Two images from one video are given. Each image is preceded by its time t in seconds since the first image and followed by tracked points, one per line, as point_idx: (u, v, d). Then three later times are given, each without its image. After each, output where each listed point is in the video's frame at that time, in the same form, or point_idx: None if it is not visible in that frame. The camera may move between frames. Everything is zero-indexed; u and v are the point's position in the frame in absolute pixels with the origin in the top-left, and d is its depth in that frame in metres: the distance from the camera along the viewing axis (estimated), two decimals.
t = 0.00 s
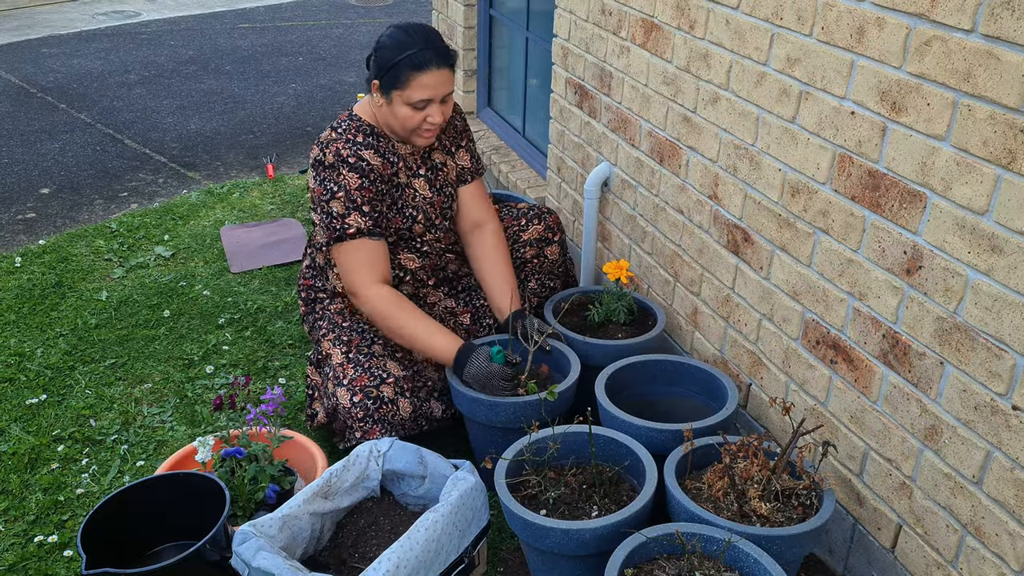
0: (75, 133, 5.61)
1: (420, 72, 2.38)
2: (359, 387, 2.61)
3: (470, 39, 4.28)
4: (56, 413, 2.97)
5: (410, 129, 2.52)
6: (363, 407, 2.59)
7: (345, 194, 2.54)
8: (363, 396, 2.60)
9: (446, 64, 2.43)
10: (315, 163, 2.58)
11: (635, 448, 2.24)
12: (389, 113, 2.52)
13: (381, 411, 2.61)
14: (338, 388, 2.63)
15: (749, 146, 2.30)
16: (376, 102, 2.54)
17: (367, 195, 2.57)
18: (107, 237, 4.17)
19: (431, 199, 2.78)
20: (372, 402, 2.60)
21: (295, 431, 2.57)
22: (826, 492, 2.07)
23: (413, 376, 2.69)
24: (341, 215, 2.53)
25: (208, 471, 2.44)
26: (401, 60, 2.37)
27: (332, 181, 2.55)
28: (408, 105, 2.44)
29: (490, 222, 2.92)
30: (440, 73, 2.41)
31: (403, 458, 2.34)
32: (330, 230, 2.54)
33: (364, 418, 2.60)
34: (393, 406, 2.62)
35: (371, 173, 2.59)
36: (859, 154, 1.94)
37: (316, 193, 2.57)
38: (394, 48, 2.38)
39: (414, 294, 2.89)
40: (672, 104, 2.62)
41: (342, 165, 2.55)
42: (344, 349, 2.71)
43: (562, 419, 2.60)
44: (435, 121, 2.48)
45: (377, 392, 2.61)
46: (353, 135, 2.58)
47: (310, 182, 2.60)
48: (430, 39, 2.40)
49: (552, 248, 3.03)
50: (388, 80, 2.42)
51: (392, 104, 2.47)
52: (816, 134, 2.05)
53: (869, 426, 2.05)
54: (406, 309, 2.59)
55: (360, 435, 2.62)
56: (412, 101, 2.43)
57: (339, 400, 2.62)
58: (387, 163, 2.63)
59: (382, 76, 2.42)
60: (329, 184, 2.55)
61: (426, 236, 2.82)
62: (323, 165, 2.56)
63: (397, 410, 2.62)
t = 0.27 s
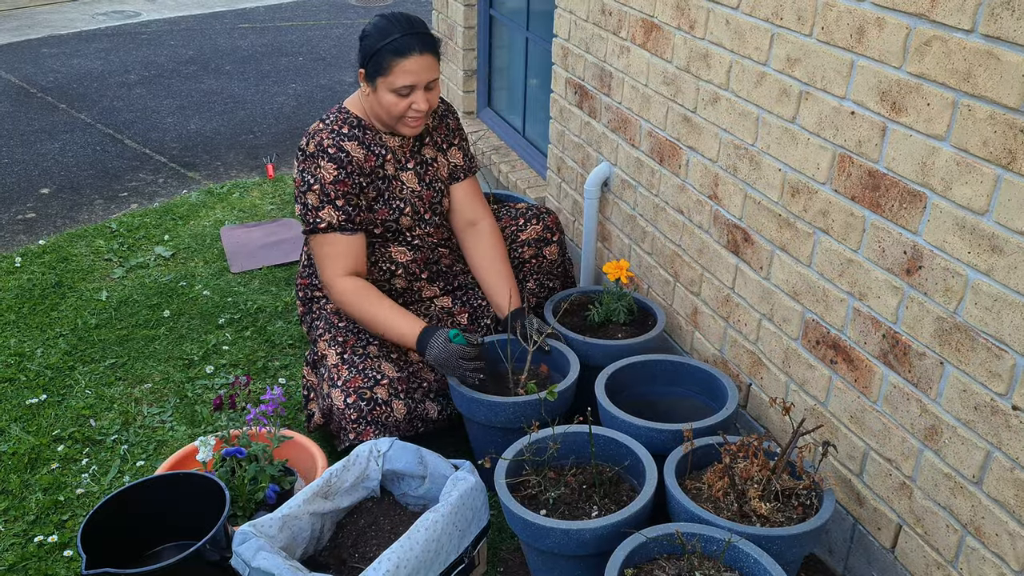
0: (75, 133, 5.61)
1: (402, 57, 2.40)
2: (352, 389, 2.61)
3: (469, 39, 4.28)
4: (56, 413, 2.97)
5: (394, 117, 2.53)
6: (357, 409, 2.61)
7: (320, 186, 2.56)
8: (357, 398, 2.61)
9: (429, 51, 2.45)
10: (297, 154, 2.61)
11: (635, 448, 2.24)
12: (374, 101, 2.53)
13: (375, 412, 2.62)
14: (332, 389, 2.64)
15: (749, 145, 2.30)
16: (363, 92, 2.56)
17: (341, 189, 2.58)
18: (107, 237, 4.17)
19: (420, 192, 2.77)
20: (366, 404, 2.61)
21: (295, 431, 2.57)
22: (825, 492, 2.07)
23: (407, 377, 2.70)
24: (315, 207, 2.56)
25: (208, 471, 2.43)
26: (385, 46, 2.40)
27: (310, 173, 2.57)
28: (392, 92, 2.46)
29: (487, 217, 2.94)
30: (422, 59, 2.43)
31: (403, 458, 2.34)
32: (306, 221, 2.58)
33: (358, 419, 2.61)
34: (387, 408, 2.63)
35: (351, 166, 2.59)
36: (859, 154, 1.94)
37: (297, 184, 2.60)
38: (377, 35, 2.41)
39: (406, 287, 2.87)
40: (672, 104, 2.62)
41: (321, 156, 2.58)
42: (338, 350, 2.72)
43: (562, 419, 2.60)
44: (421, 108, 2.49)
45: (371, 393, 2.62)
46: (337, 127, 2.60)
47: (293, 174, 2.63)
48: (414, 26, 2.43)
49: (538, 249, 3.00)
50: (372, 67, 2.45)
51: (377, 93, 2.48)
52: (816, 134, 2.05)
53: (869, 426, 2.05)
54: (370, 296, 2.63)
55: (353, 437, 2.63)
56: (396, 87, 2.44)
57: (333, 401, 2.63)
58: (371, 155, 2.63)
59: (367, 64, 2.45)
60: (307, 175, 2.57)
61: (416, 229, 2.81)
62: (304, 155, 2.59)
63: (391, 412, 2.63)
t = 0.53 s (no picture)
0: (75, 133, 5.61)
1: (395, 52, 2.42)
2: (353, 387, 2.62)
3: (469, 39, 4.28)
4: (56, 413, 2.97)
5: (390, 113, 2.54)
6: (357, 407, 2.61)
7: (309, 180, 2.57)
8: (358, 396, 2.61)
9: (423, 46, 2.46)
10: (292, 148, 2.63)
11: (635, 448, 2.24)
12: (369, 97, 2.54)
13: (375, 410, 2.62)
14: (332, 387, 2.64)
15: (749, 146, 2.30)
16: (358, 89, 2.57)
17: (330, 183, 2.58)
18: (107, 237, 4.17)
19: (415, 187, 2.76)
20: (366, 402, 2.61)
21: (295, 431, 2.57)
22: (826, 492, 2.07)
23: (407, 376, 2.71)
24: (304, 201, 2.58)
25: (208, 471, 2.43)
26: (379, 42, 2.41)
27: (301, 166, 2.59)
28: (387, 88, 2.47)
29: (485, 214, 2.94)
30: (416, 55, 2.44)
31: (403, 458, 2.34)
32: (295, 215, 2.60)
33: (357, 418, 2.61)
34: (387, 406, 2.63)
35: (342, 160, 2.59)
36: (859, 154, 1.94)
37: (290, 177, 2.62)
38: (371, 32, 2.43)
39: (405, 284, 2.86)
40: (672, 104, 2.62)
41: (312, 150, 2.58)
42: (338, 348, 2.72)
43: (561, 419, 2.60)
44: (416, 104, 2.50)
45: (371, 392, 2.62)
46: (332, 122, 2.61)
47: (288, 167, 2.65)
48: (407, 22, 2.44)
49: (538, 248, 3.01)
50: (367, 64, 2.46)
51: (372, 89, 2.50)
52: (816, 134, 2.05)
53: (869, 426, 2.05)
54: (345, 285, 2.65)
55: (352, 436, 2.63)
56: (390, 83, 2.46)
57: (333, 399, 2.63)
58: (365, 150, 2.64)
59: (361, 61, 2.46)
60: (298, 169, 2.59)
61: (413, 225, 2.81)
62: (297, 149, 2.61)
63: (391, 410, 2.63)
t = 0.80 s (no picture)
0: (75, 133, 5.61)
1: (393, 50, 2.42)
2: (352, 389, 2.61)
3: (469, 39, 4.28)
4: (56, 413, 2.97)
5: (389, 111, 2.54)
6: (355, 409, 2.60)
7: (306, 177, 2.57)
8: (356, 398, 2.60)
9: (420, 44, 2.46)
10: (290, 145, 2.63)
11: (635, 448, 2.24)
12: (368, 96, 2.54)
13: (374, 412, 2.62)
14: (331, 389, 2.63)
15: (749, 145, 2.30)
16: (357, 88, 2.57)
17: (327, 180, 2.58)
18: (107, 237, 4.17)
19: (415, 185, 2.76)
20: (365, 404, 2.61)
21: (295, 431, 2.57)
22: (826, 492, 2.07)
23: (406, 377, 2.72)
24: (301, 197, 2.58)
25: (208, 471, 2.43)
26: (377, 41, 2.41)
27: (299, 163, 2.59)
28: (386, 86, 2.47)
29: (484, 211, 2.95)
30: (414, 52, 2.44)
31: (403, 458, 2.34)
32: (292, 211, 2.60)
33: (356, 419, 2.61)
34: (386, 408, 2.63)
35: (339, 157, 2.59)
36: (859, 154, 1.94)
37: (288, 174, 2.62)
38: (368, 30, 2.43)
39: (404, 283, 2.85)
40: (672, 104, 2.62)
41: (310, 147, 2.57)
42: (338, 349, 2.71)
43: (561, 419, 2.60)
44: (416, 101, 2.50)
45: (370, 393, 2.62)
46: (331, 119, 2.60)
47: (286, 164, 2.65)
48: (404, 20, 2.44)
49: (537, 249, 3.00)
50: (365, 63, 2.46)
51: (371, 87, 2.50)
52: (816, 134, 2.05)
53: (869, 426, 2.05)
54: (340, 278, 2.65)
55: (350, 437, 2.62)
56: (390, 81, 2.46)
57: (332, 400, 2.63)
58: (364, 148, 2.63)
59: (359, 59, 2.46)
60: (296, 166, 2.59)
61: (412, 224, 2.80)
62: (295, 146, 2.60)
63: (390, 412, 2.63)
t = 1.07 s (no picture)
0: (74, 133, 5.61)
1: (385, 51, 2.41)
2: (349, 388, 2.62)
3: (469, 39, 4.28)
4: (56, 413, 2.97)
5: (385, 112, 2.54)
6: (354, 409, 2.61)
7: (304, 180, 2.57)
8: (355, 398, 2.61)
9: (412, 43, 2.46)
10: (286, 149, 2.63)
11: (635, 448, 2.24)
12: (362, 98, 2.54)
13: (372, 412, 2.62)
14: (330, 388, 2.64)
15: (750, 145, 2.30)
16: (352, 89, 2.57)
17: (326, 181, 2.58)
18: (107, 237, 4.17)
19: (413, 181, 2.76)
20: (364, 404, 2.61)
21: (296, 431, 2.57)
22: (826, 492, 2.07)
23: (406, 376, 2.70)
24: (301, 200, 2.58)
25: (208, 471, 2.43)
26: (369, 42, 2.41)
27: (296, 167, 2.59)
28: (379, 88, 2.47)
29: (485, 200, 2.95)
30: (406, 52, 2.44)
31: (404, 459, 2.33)
32: (293, 215, 2.60)
33: (354, 419, 2.61)
34: (384, 408, 2.64)
35: (336, 158, 2.59)
36: (858, 154, 1.94)
37: (286, 180, 2.63)
38: (359, 33, 2.42)
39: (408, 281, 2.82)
40: (672, 104, 2.62)
41: (307, 150, 2.58)
42: (338, 349, 2.69)
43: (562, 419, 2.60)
44: (410, 101, 2.50)
45: (368, 393, 2.62)
46: (325, 122, 2.61)
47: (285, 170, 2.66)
48: (394, 19, 2.44)
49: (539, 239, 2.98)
50: (358, 65, 2.46)
51: (365, 90, 2.50)
52: (816, 133, 2.05)
53: (869, 426, 2.05)
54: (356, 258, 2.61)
55: (348, 437, 2.62)
56: (383, 82, 2.46)
57: (330, 400, 2.63)
58: (361, 149, 2.63)
59: (352, 62, 2.46)
60: (293, 170, 2.59)
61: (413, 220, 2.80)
62: (292, 150, 2.61)
63: (389, 412, 2.64)
